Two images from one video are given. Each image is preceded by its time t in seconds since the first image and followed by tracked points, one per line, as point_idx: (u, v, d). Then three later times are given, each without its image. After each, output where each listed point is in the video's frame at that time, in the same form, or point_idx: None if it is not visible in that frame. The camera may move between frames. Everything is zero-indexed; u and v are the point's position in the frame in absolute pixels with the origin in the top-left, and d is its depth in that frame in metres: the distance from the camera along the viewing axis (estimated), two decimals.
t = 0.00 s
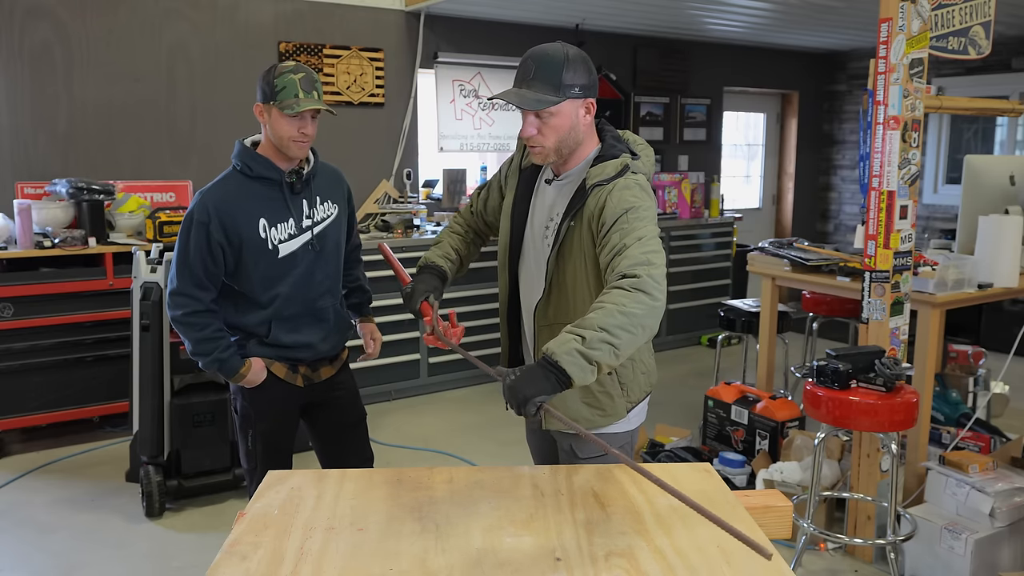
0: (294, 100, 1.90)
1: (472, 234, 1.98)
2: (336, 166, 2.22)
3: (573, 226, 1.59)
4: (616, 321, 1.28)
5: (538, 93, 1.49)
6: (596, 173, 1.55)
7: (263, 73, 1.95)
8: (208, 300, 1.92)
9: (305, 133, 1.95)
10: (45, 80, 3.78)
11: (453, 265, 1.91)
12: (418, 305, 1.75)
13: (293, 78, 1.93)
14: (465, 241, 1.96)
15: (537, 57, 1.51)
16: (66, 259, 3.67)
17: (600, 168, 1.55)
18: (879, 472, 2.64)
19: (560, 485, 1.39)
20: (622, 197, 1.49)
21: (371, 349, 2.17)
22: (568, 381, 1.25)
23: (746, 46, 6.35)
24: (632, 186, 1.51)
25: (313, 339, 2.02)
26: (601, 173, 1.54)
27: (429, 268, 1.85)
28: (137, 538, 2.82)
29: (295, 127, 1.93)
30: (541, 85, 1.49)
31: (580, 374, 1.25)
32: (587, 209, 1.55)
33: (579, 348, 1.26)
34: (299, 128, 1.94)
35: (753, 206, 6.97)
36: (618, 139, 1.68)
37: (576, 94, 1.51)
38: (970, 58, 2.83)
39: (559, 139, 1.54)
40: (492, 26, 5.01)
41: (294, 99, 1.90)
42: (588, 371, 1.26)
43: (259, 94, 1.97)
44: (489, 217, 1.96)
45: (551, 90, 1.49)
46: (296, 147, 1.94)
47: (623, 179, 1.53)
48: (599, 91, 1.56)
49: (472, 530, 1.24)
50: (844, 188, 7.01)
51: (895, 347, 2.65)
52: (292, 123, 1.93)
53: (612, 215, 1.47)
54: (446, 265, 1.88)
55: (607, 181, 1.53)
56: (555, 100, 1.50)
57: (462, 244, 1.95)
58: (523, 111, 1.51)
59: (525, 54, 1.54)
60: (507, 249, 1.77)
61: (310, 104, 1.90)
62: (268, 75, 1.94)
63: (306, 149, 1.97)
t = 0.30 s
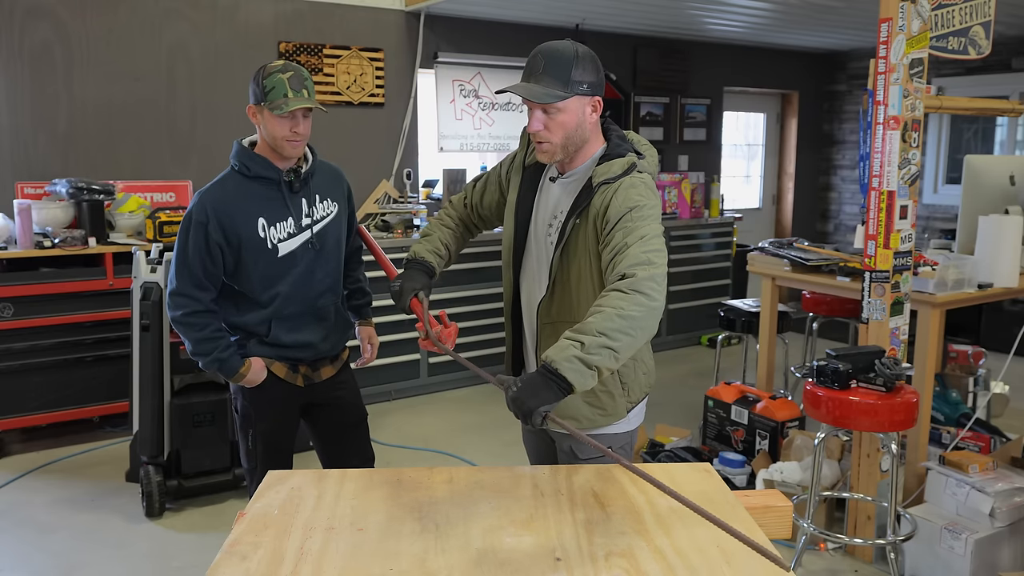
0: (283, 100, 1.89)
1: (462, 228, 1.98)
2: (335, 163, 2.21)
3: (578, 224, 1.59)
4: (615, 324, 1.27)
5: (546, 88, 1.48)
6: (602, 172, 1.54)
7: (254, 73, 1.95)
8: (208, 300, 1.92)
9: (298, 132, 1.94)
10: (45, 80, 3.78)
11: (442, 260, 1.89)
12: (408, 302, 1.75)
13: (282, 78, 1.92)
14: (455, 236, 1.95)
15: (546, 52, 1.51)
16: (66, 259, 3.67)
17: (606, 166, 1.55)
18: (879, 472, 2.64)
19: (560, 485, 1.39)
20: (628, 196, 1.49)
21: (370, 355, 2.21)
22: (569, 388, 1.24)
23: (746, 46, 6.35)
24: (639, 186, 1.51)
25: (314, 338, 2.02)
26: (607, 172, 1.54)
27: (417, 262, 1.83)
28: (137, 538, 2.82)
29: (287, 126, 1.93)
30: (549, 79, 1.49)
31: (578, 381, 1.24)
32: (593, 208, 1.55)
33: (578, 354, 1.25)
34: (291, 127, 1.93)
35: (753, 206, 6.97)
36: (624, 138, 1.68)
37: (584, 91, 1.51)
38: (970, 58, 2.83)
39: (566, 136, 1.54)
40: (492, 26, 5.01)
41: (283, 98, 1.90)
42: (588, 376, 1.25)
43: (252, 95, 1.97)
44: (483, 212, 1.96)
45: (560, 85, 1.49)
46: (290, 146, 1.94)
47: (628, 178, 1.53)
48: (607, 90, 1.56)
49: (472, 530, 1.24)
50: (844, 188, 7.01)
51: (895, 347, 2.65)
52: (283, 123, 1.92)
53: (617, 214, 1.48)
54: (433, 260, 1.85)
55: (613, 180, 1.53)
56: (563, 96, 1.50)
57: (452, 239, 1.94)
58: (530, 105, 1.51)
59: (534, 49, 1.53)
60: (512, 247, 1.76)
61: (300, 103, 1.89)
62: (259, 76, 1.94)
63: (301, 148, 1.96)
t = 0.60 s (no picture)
0: (263, 104, 1.89)
1: (462, 226, 1.98)
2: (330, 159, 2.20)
3: (580, 222, 1.59)
4: (626, 323, 1.27)
5: (561, 73, 1.48)
6: (601, 169, 1.54)
7: (234, 78, 1.94)
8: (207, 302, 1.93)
9: (284, 133, 1.94)
10: (45, 80, 3.78)
11: (443, 256, 1.89)
12: (410, 300, 1.72)
13: (259, 81, 1.90)
14: (454, 233, 1.95)
15: (553, 42, 1.51)
16: (66, 259, 3.67)
17: (603, 165, 1.55)
18: (879, 472, 2.64)
19: (560, 485, 1.39)
20: (630, 193, 1.49)
21: (369, 355, 2.24)
22: (580, 386, 1.24)
23: (746, 46, 6.35)
24: (642, 183, 1.51)
25: (316, 336, 2.02)
26: (605, 170, 1.54)
27: (418, 260, 1.82)
28: (137, 538, 2.82)
29: (272, 129, 1.93)
30: (563, 64, 1.48)
31: (591, 378, 1.24)
32: (594, 205, 1.54)
33: (589, 353, 1.25)
34: (276, 129, 1.93)
35: (753, 206, 6.98)
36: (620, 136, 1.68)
37: (592, 79, 1.53)
38: (970, 58, 2.83)
39: (575, 125, 1.54)
40: (492, 26, 5.01)
41: (263, 102, 1.89)
42: (600, 375, 1.25)
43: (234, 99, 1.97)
44: (481, 211, 1.96)
45: (573, 71, 1.49)
46: (278, 148, 1.94)
47: (629, 175, 1.54)
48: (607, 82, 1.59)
49: (472, 530, 1.24)
50: (844, 188, 7.01)
51: (895, 347, 2.65)
52: (268, 126, 1.92)
53: (621, 212, 1.48)
54: (435, 257, 1.85)
55: (613, 178, 1.53)
56: (575, 81, 1.50)
57: (453, 236, 1.94)
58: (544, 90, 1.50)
59: (535, 42, 1.53)
60: (511, 246, 1.75)
61: (281, 105, 1.88)
62: (238, 81, 1.94)
63: (289, 148, 1.96)
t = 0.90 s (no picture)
0: (242, 114, 1.87)
1: (467, 234, 1.96)
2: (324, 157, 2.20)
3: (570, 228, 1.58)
4: (596, 349, 1.28)
5: (567, 72, 1.48)
6: (591, 173, 1.53)
7: (211, 86, 1.92)
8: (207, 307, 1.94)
9: (267, 137, 1.93)
10: (45, 80, 3.78)
11: (449, 271, 1.90)
12: (422, 323, 1.76)
13: (234, 89, 1.88)
14: (460, 247, 1.95)
15: (557, 42, 1.50)
16: (66, 259, 3.66)
17: (594, 167, 1.54)
18: (879, 472, 2.64)
19: (560, 485, 1.39)
20: (616, 200, 1.47)
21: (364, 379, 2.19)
22: (562, 416, 1.25)
23: (746, 46, 6.35)
24: (625, 188, 1.49)
25: (318, 334, 2.01)
26: (596, 172, 1.53)
27: (427, 283, 1.83)
28: (137, 538, 2.82)
29: (256, 134, 1.92)
30: (568, 64, 1.48)
31: (570, 410, 1.25)
32: (582, 212, 1.54)
33: (565, 383, 1.26)
34: (260, 135, 1.92)
35: (753, 206, 6.97)
36: (613, 136, 1.66)
37: (593, 83, 1.53)
38: (970, 58, 2.83)
39: (575, 127, 1.55)
40: (492, 26, 5.01)
41: (241, 111, 1.87)
42: (579, 403, 1.26)
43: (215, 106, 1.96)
44: (485, 216, 1.94)
45: (578, 71, 1.49)
46: (265, 152, 1.94)
47: (618, 178, 1.52)
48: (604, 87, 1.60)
49: (472, 530, 1.24)
50: (844, 188, 7.01)
51: (895, 347, 2.66)
52: (252, 132, 1.91)
53: (605, 220, 1.46)
54: (440, 274, 1.86)
55: (602, 181, 1.52)
56: (579, 82, 1.50)
57: (458, 248, 1.93)
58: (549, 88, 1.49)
59: (540, 42, 1.52)
60: (509, 250, 1.74)
61: (259, 112, 1.87)
62: (215, 89, 1.92)
63: (276, 150, 1.96)
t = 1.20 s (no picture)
0: (244, 112, 1.87)
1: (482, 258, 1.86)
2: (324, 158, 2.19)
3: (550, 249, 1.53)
4: (554, 386, 1.26)
5: (536, 98, 1.40)
6: (560, 194, 1.48)
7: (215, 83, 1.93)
8: (200, 304, 1.95)
9: (268, 138, 1.93)
10: (45, 80, 3.78)
11: (465, 306, 1.83)
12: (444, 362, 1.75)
13: (238, 88, 1.88)
14: (473, 276, 1.84)
15: (528, 62, 1.42)
16: (66, 259, 3.66)
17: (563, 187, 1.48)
18: (879, 472, 2.64)
19: (560, 485, 1.39)
20: (580, 223, 1.41)
21: (362, 349, 2.17)
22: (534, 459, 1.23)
23: (746, 46, 6.36)
24: (589, 205, 1.43)
25: (309, 337, 2.01)
26: (564, 194, 1.48)
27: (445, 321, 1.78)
28: (137, 538, 2.82)
29: (256, 134, 1.92)
30: (536, 88, 1.40)
31: (540, 453, 1.22)
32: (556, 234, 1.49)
33: (530, 425, 1.24)
34: (260, 135, 1.92)
35: (753, 206, 6.97)
36: (593, 146, 1.60)
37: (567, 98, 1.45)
38: (970, 58, 2.83)
39: (552, 146, 1.48)
40: (492, 26, 5.01)
41: (244, 110, 1.87)
42: (549, 442, 1.23)
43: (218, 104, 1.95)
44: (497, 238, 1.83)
45: (548, 93, 1.41)
46: (264, 152, 1.94)
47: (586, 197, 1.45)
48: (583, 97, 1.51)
49: (473, 530, 1.24)
50: (844, 188, 7.01)
51: (895, 347, 2.66)
52: (252, 132, 1.91)
53: (568, 244, 1.42)
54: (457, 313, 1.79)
55: (569, 202, 1.46)
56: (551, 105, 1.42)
57: (472, 278, 1.84)
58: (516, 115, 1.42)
59: (510, 60, 1.44)
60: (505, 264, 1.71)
61: (262, 112, 1.87)
62: (219, 87, 1.92)
63: (275, 152, 1.96)
